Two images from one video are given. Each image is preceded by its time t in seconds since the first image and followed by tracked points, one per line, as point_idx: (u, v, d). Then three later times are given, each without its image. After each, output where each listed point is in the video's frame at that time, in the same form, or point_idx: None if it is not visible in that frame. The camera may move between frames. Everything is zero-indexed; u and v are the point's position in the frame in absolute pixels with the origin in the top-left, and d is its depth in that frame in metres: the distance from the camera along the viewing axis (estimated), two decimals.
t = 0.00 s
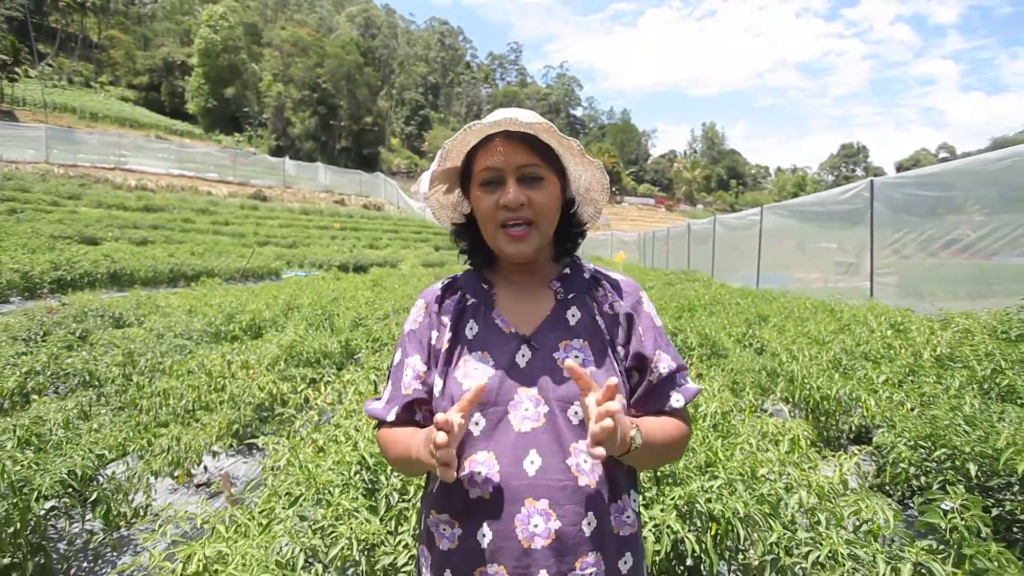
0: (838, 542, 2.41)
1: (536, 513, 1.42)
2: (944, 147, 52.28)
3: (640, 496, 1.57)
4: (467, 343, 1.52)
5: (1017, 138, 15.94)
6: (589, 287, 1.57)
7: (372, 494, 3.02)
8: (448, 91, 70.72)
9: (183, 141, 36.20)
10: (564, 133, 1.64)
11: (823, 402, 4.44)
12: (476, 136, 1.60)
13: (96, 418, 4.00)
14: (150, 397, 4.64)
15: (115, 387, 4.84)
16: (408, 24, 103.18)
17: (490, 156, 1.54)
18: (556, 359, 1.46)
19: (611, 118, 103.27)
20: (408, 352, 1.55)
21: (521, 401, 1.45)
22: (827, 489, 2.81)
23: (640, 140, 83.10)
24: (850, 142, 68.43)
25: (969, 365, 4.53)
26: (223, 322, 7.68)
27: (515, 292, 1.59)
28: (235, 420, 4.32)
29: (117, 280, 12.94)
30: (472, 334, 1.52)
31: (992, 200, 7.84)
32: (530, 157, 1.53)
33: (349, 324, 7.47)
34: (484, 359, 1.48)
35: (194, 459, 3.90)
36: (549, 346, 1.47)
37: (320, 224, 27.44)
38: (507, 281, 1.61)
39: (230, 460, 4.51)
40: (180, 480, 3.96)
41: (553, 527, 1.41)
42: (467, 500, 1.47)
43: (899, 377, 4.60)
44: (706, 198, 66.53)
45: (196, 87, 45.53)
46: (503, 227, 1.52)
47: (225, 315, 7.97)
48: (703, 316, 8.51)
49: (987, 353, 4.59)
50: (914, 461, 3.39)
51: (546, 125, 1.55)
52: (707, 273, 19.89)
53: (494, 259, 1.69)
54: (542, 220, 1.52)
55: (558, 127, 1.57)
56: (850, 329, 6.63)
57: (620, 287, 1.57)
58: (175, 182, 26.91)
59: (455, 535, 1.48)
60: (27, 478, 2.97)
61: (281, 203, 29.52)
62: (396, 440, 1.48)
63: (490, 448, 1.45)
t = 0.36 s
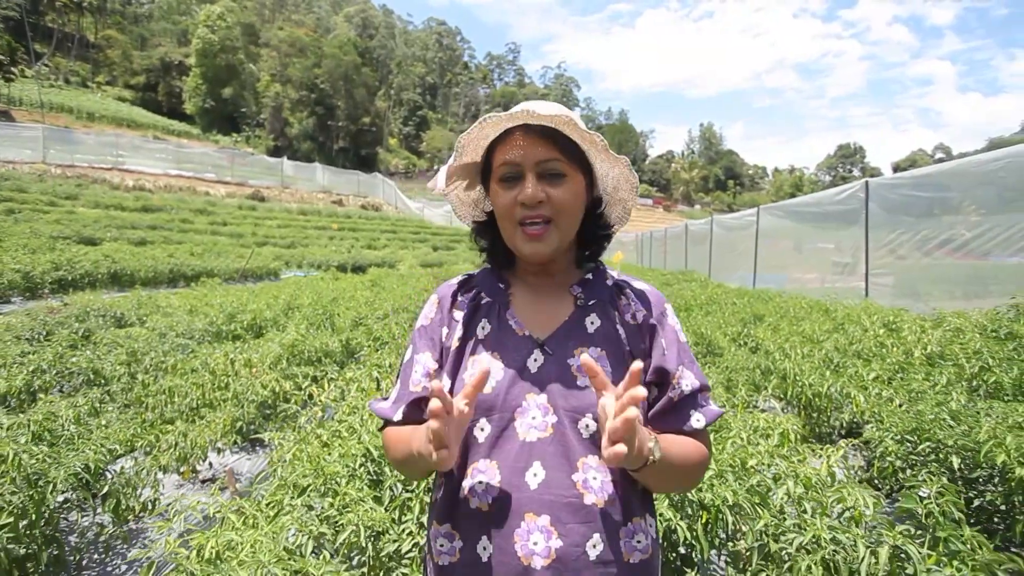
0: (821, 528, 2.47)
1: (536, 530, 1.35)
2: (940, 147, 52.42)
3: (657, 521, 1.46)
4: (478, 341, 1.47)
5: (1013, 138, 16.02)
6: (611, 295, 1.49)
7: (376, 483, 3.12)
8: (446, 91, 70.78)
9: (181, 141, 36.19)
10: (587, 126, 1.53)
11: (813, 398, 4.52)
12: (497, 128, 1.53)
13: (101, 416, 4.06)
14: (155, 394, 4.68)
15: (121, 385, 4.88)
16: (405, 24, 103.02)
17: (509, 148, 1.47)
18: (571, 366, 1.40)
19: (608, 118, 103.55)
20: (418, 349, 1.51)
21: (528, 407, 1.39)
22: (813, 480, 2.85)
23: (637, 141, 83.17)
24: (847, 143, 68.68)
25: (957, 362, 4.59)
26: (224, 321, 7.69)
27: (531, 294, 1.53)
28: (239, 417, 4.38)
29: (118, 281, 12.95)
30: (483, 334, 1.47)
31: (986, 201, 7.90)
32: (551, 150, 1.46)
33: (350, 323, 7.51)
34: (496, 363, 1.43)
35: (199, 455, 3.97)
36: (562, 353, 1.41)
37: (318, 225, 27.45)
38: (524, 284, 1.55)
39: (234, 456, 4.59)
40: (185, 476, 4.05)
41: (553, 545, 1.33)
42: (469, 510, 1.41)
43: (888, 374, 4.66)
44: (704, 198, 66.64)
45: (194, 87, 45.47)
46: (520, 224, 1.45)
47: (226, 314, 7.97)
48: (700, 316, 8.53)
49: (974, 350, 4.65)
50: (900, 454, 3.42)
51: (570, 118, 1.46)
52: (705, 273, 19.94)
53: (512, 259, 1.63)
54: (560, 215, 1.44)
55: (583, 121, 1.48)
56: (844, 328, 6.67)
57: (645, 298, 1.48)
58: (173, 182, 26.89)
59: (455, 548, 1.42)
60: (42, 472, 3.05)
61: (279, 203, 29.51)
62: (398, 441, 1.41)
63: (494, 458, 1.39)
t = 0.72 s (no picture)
0: (802, 514, 2.54)
1: (544, 547, 1.33)
2: (938, 148, 52.50)
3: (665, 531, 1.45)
4: (483, 353, 1.43)
5: (1011, 138, 16.03)
6: (620, 299, 1.45)
7: (380, 475, 3.20)
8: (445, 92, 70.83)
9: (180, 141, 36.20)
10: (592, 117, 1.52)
11: (805, 394, 4.56)
12: (503, 120, 1.53)
13: (110, 411, 4.10)
14: (162, 391, 4.72)
15: (128, 381, 4.92)
16: (404, 23, 103.09)
17: (516, 144, 1.46)
18: (579, 377, 1.36)
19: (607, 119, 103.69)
20: (421, 359, 1.47)
21: (536, 421, 1.36)
22: (799, 471, 2.93)
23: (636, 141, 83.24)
24: (846, 143, 68.68)
25: (947, 359, 4.62)
26: (226, 321, 7.72)
27: (538, 298, 1.50)
28: (244, 414, 4.43)
29: (119, 280, 12.97)
30: (488, 343, 1.43)
31: (985, 200, 7.93)
32: (558, 146, 1.44)
33: (350, 322, 7.55)
34: (500, 370, 1.39)
35: (204, 449, 4.03)
36: (570, 363, 1.37)
37: (318, 225, 27.48)
38: (531, 287, 1.52)
39: (238, 452, 4.73)
40: (191, 471, 4.16)
41: (561, 562, 1.32)
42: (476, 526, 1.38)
43: (879, 372, 4.70)
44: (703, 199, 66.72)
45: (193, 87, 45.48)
46: (527, 221, 1.43)
47: (228, 314, 7.97)
48: (698, 316, 8.55)
49: (964, 348, 4.67)
50: (885, 448, 3.47)
51: (577, 110, 1.46)
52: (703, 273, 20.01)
53: (517, 259, 1.61)
54: (568, 214, 1.43)
55: (590, 112, 1.47)
56: (838, 327, 6.72)
57: (655, 303, 1.45)
58: (173, 182, 26.90)
59: (464, 559, 1.41)
60: (59, 463, 3.11)
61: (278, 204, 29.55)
62: (410, 459, 1.42)
63: (499, 472, 1.36)
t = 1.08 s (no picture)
0: (786, 501, 2.75)
1: (553, 540, 1.33)
2: (937, 147, 52.46)
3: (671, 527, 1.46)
4: (495, 355, 1.44)
5: (1010, 139, 16.04)
6: (627, 302, 1.47)
7: (386, 464, 3.36)
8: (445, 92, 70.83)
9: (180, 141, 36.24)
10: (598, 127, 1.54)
11: (796, 391, 4.63)
12: (514, 131, 1.55)
13: (121, 407, 4.20)
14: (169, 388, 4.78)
15: (138, 377, 5.00)
16: (404, 23, 103.05)
17: (525, 156, 1.48)
18: (588, 377, 1.37)
19: (608, 118, 103.68)
20: (436, 359, 1.48)
21: (546, 419, 1.37)
22: (785, 461, 3.10)
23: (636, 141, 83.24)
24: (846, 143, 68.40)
25: (936, 357, 4.70)
26: (230, 320, 7.74)
27: (551, 301, 1.51)
28: (250, 411, 4.54)
29: (122, 280, 12.98)
30: (500, 345, 1.44)
31: (983, 200, 7.97)
32: (566, 155, 1.47)
33: (352, 321, 7.60)
34: (510, 370, 1.40)
35: (213, 444, 4.14)
36: (580, 364, 1.39)
37: (318, 225, 27.51)
38: (543, 292, 1.54)
39: (245, 447, 4.77)
40: (199, 466, 4.25)
41: (569, 555, 1.32)
42: (488, 521, 1.39)
43: (869, 369, 4.77)
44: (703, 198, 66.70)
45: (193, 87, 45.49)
46: (536, 230, 1.45)
47: (231, 313, 8.00)
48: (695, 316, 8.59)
49: (952, 347, 4.76)
50: (870, 442, 3.56)
51: (582, 121, 1.48)
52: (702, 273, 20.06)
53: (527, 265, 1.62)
54: (576, 221, 1.44)
55: (598, 125, 1.50)
56: (832, 326, 6.76)
57: (662, 306, 1.47)
58: (173, 182, 26.92)
59: (474, 553, 1.42)
60: (77, 455, 3.25)
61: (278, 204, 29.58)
62: (426, 456, 1.42)
63: (510, 468, 1.37)
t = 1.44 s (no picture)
0: (774, 487, 2.91)
1: (550, 516, 1.35)
2: (939, 148, 52.24)
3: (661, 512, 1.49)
4: (501, 337, 1.47)
5: (1011, 139, 16.07)
6: (631, 298, 1.50)
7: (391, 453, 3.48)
8: (446, 91, 70.88)
9: (182, 141, 36.30)
10: (611, 128, 1.55)
11: (792, 387, 4.72)
12: (528, 130, 1.57)
13: (132, 400, 4.30)
14: (178, 382, 4.84)
15: (147, 372, 5.10)
16: (405, 24, 102.73)
17: (536, 154, 1.50)
18: (588, 366, 1.40)
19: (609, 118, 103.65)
20: (442, 339, 1.52)
21: (547, 403, 1.39)
22: (776, 453, 3.29)
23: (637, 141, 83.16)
24: (847, 143, 68.33)
25: (929, 354, 4.79)
26: (235, 318, 7.78)
27: (557, 292, 1.54)
28: (256, 406, 4.63)
29: (127, 280, 13.02)
30: (506, 330, 1.47)
31: (984, 200, 7.99)
32: (575, 154, 1.48)
33: (355, 320, 7.65)
34: (515, 356, 1.43)
35: (221, 438, 4.23)
36: (580, 353, 1.41)
37: (319, 224, 27.55)
38: (549, 285, 1.56)
39: (251, 442, 4.88)
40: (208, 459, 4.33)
41: (565, 529, 1.34)
42: (485, 495, 1.42)
43: (861, 365, 4.86)
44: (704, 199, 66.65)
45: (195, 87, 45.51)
46: (545, 228, 1.47)
47: (236, 311, 8.05)
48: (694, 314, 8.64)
49: (946, 344, 4.83)
50: (858, 433, 3.70)
51: (592, 123, 1.49)
52: (702, 272, 20.10)
53: (536, 259, 1.65)
54: (584, 221, 1.47)
55: (610, 128, 1.51)
56: (829, 324, 6.78)
57: (663, 304, 1.49)
58: (175, 182, 26.98)
59: (466, 528, 1.43)
60: (93, 445, 3.36)
61: (280, 203, 29.62)
62: (420, 425, 1.43)
63: (510, 446, 1.40)
